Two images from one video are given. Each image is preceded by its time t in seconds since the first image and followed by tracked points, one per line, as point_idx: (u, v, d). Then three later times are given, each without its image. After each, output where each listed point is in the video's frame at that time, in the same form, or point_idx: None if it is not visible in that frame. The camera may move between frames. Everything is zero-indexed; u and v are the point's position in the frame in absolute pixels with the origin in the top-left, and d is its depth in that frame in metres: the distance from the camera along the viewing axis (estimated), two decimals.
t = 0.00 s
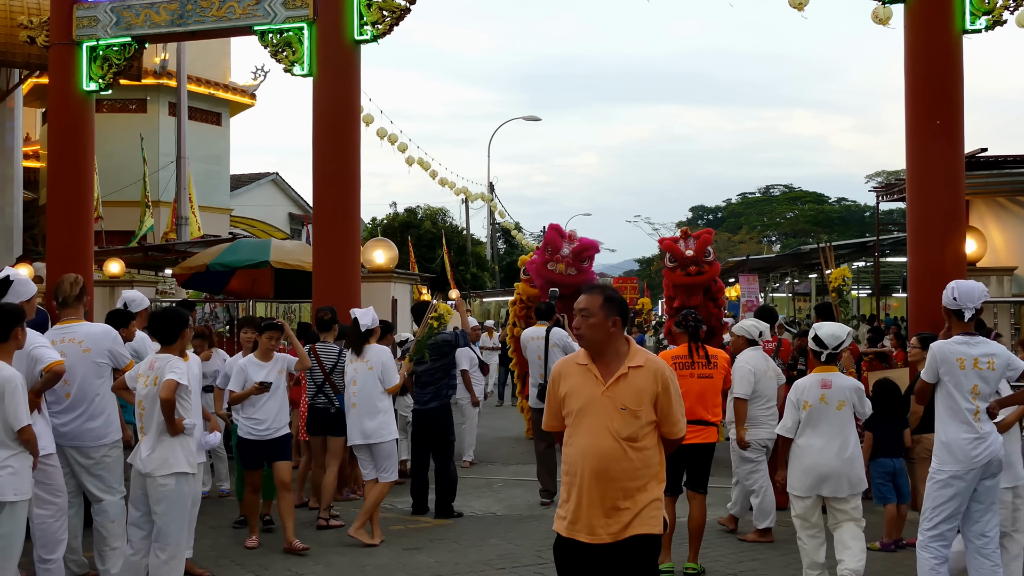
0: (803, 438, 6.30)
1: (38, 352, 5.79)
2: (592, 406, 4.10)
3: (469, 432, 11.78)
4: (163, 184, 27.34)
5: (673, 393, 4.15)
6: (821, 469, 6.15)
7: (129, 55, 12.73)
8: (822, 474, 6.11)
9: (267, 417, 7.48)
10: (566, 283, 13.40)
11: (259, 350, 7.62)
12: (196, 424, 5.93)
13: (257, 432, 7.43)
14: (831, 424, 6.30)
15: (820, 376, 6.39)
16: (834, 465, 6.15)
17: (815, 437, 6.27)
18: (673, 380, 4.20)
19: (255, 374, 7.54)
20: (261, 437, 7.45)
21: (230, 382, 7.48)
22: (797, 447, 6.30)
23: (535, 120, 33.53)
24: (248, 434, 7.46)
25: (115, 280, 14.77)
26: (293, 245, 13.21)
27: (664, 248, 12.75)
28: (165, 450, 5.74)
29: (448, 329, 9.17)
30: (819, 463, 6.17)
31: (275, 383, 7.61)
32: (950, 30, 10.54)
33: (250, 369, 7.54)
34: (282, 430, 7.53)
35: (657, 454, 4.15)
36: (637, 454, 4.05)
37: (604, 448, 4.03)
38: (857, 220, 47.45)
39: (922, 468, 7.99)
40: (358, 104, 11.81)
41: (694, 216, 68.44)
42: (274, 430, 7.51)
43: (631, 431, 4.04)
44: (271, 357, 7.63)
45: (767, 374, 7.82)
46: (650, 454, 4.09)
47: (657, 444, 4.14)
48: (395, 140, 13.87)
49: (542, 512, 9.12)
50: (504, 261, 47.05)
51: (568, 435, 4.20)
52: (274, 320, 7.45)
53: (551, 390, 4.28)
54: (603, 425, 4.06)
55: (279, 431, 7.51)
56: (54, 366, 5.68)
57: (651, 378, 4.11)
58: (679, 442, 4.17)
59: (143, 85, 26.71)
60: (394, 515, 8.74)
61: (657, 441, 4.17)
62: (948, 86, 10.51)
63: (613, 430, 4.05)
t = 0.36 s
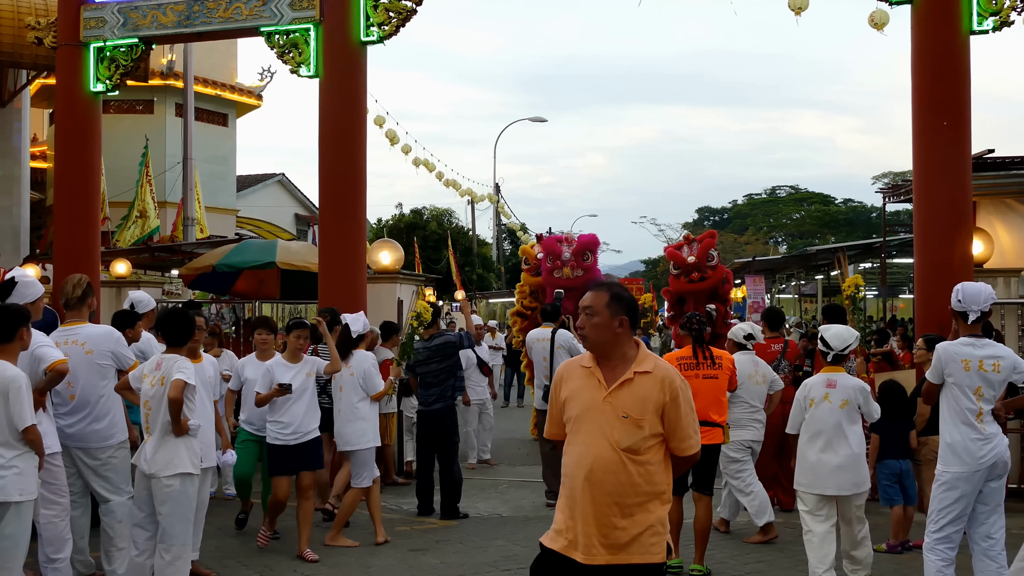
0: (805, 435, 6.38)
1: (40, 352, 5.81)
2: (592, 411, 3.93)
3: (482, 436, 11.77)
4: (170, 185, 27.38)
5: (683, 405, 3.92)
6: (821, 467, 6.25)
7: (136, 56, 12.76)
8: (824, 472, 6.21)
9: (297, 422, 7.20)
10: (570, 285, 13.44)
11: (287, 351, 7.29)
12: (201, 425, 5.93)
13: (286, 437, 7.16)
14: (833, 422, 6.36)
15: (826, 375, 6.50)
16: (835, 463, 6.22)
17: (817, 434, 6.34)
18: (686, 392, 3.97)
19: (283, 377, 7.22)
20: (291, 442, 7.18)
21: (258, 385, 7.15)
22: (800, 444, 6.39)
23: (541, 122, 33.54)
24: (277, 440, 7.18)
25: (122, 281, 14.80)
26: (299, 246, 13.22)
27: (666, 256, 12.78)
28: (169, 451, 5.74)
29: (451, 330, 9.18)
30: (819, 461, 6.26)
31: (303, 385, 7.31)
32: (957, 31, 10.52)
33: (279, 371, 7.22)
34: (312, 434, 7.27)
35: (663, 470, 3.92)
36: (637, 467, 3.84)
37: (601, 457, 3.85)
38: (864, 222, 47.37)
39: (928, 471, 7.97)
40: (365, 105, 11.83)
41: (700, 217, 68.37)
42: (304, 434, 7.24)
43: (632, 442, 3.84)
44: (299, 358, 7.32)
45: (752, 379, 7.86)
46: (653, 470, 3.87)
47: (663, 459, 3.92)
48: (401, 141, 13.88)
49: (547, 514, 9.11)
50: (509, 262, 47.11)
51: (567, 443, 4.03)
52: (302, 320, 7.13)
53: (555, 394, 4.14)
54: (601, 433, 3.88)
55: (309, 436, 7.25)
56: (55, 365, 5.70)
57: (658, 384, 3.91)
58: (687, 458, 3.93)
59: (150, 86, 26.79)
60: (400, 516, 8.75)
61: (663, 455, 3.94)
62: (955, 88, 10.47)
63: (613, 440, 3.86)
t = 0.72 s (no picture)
0: (828, 433, 6.76)
1: (47, 352, 5.77)
2: (568, 430, 3.74)
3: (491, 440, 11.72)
4: (176, 185, 27.42)
5: (666, 420, 3.72)
6: (845, 464, 6.63)
7: (143, 57, 12.78)
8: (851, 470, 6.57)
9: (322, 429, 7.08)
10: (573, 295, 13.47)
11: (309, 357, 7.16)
12: (206, 426, 5.93)
13: (311, 445, 7.03)
14: (854, 421, 6.74)
15: (845, 374, 6.83)
16: (859, 460, 6.59)
17: (840, 432, 6.72)
18: (670, 404, 3.77)
19: (307, 385, 7.09)
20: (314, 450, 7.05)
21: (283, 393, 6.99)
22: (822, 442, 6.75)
23: (547, 123, 33.53)
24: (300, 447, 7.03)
25: (128, 282, 14.83)
26: (305, 247, 13.24)
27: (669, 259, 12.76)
28: (174, 453, 5.75)
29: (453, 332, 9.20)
30: (844, 458, 6.63)
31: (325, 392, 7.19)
32: (964, 33, 10.49)
33: (303, 378, 7.09)
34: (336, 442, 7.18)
35: (647, 489, 3.75)
36: (616, 489, 3.68)
37: (578, 480, 3.68)
38: (871, 223, 47.27)
39: (934, 472, 7.94)
40: (371, 107, 11.84)
41: (706, 218, 68.29)
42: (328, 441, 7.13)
43: (610, 463, 3.67)
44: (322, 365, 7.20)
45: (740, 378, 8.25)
46: (635, 491, 3.71)
47: (645, 478, 3.75)
48: (406, 143, 13.87)
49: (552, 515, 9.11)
50: (515, 263, 47.15)
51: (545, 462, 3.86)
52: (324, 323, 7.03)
53: (530, 406, 3.94)
54: (578, 453, 3.71)
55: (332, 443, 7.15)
56: (61, 365, 5.67)
57: (637, 399, 3.71)
58: (672, 475, 3.74)
59: (157, 87, 26.88)
60: (405, 518, 8.75)
61: (647, 473, 3.77)
62: (961, 89, 10.45)
63: (591, 462, 3.69)
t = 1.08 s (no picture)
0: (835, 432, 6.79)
1: (69, 356, 5.80)
2: (516, 429, 3.44)
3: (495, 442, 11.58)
4: (181, 186, 27.47)
5: (622, 415, 3.44)
6: (851, 462, 6.67)
7: (148, 58, 12.80)
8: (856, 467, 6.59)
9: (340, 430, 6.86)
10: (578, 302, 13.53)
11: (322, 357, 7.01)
12: (206, 427, 5.93)
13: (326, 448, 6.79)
14: (859, 420, 6.79)
15: (851, 374, 6.88)
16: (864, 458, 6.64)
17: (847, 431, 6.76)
18: (626, 397, 3.49)
19: (322, 385, 6.93)
20: (333, 452, 6.82)
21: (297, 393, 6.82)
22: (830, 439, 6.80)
23: (551, 124, 33.53)
24: (318, 450, 6.80)
25: (133, 283, 14.84)
26: (310, 248, 13.23)
27: (677, 259, 12.71)
28: (175, 453, 5.75)
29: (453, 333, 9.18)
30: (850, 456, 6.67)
31: (341, 393, 6.99)
32: (970, 34, 10.46)
33: (317, 378, 6.94)
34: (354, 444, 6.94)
35: (603, 491, 3.46)
36: (570, 492, 3.38)
37: (528, 484, 3.38)
38: (876, 224, 47.17)
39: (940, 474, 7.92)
40: (375, 108, 11.84)
41: (711, 219, 68.26)
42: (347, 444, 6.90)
43: (562, 464, 3.37)
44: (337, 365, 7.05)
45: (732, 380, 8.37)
46: (590, 493, 3.41)
47: (601, 478, 3.46)
48: (411, 144, 13.87)
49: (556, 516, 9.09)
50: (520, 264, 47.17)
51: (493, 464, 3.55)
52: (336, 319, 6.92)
53: (476, 405, 3.63)
54: (528, 455, 3.40)
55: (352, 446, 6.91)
56: (83, 369, 5.69)
57: (591, 393, 3.42)
58: (630, 474, 3.46)
59: (162, 88, 26.92)
60: (409, 519, 8.75)
61: (604, 473, 3.48)
62: (968, 90, 10.41)
63: (541, 463, 3.38)
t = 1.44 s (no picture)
0: (830, 430, 6.98)
1: (97, 356, 5.84)
2: (479, 447, 3.14)
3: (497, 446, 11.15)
4: (184, 187, 27.51)
5: (596, 437, 3.13)
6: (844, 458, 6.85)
7: (151, 58, 12.82)
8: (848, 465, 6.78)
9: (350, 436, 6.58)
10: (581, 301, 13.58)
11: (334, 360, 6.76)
12: (204, 427, 5.93)
13: (333, 455, 6.52)
14: (855, 420, 6.96)
15: (847, 376, 7.10)
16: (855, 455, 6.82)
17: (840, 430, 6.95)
18: (602, 417, 3.17)
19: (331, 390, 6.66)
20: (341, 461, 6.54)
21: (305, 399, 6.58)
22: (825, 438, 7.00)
23: (553, 123, 33.53)
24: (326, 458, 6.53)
25: (136, 282, 14.87)
26: (313, 248, 13.25)
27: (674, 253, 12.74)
28: (173, 453, 5.75)
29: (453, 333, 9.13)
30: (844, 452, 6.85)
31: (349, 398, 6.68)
32: (974, 34, 10.44)
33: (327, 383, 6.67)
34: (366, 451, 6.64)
35: (573, 519, 3.16)
36: (534, 520, 3.09)
37: (488, 509, 3.09)
38: (879, 225, 47.04)
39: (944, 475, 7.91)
40: (379, 109, 11.84)
41: (714, 219, 68.25)
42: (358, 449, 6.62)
43: (526, 489, 3.08)
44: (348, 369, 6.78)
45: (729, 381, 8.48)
46: (556, 523, 3.11)
47: (571, 507, 3.16)
48: (414, 144, 13.87)
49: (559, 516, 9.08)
50: (523, 264, 47.17)
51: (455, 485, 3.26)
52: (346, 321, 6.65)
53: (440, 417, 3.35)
54: (490, 476, 3.11)
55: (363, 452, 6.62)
56: (112, 371, 5.74)
57: (562, 412, 3.11)
58: (604, 503, 3.17)
59: (165, 88, 26.95)
60: (412, 519, 8.75)
61: (575, 499, 3.19)
62: (971, 90, 10.40)
63: (504, 486, 3.10)
